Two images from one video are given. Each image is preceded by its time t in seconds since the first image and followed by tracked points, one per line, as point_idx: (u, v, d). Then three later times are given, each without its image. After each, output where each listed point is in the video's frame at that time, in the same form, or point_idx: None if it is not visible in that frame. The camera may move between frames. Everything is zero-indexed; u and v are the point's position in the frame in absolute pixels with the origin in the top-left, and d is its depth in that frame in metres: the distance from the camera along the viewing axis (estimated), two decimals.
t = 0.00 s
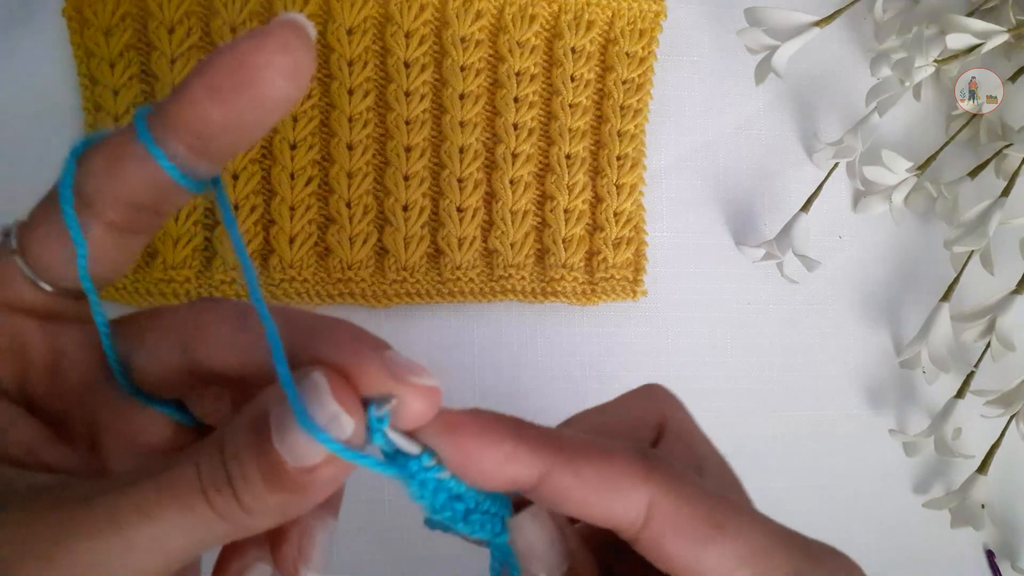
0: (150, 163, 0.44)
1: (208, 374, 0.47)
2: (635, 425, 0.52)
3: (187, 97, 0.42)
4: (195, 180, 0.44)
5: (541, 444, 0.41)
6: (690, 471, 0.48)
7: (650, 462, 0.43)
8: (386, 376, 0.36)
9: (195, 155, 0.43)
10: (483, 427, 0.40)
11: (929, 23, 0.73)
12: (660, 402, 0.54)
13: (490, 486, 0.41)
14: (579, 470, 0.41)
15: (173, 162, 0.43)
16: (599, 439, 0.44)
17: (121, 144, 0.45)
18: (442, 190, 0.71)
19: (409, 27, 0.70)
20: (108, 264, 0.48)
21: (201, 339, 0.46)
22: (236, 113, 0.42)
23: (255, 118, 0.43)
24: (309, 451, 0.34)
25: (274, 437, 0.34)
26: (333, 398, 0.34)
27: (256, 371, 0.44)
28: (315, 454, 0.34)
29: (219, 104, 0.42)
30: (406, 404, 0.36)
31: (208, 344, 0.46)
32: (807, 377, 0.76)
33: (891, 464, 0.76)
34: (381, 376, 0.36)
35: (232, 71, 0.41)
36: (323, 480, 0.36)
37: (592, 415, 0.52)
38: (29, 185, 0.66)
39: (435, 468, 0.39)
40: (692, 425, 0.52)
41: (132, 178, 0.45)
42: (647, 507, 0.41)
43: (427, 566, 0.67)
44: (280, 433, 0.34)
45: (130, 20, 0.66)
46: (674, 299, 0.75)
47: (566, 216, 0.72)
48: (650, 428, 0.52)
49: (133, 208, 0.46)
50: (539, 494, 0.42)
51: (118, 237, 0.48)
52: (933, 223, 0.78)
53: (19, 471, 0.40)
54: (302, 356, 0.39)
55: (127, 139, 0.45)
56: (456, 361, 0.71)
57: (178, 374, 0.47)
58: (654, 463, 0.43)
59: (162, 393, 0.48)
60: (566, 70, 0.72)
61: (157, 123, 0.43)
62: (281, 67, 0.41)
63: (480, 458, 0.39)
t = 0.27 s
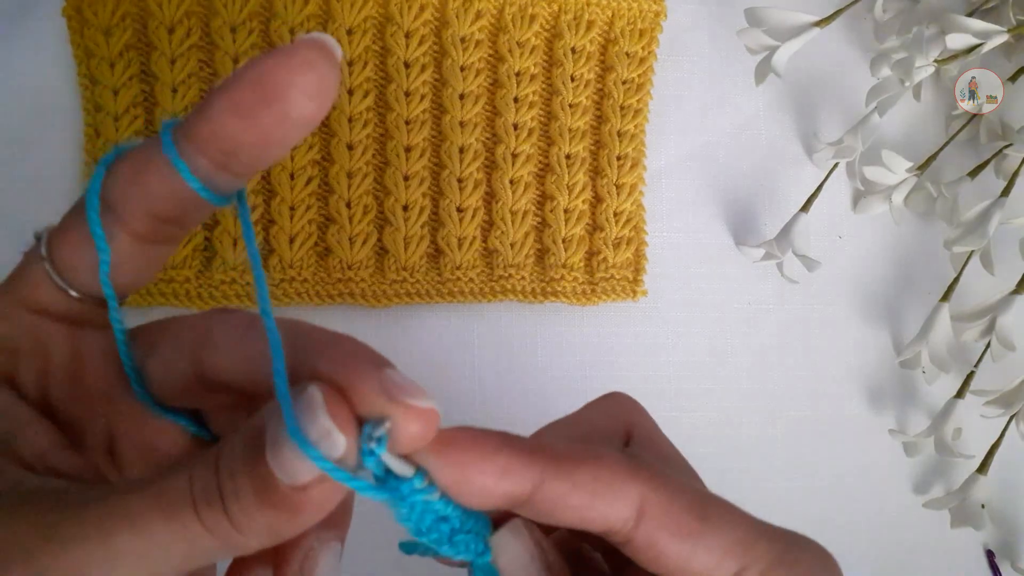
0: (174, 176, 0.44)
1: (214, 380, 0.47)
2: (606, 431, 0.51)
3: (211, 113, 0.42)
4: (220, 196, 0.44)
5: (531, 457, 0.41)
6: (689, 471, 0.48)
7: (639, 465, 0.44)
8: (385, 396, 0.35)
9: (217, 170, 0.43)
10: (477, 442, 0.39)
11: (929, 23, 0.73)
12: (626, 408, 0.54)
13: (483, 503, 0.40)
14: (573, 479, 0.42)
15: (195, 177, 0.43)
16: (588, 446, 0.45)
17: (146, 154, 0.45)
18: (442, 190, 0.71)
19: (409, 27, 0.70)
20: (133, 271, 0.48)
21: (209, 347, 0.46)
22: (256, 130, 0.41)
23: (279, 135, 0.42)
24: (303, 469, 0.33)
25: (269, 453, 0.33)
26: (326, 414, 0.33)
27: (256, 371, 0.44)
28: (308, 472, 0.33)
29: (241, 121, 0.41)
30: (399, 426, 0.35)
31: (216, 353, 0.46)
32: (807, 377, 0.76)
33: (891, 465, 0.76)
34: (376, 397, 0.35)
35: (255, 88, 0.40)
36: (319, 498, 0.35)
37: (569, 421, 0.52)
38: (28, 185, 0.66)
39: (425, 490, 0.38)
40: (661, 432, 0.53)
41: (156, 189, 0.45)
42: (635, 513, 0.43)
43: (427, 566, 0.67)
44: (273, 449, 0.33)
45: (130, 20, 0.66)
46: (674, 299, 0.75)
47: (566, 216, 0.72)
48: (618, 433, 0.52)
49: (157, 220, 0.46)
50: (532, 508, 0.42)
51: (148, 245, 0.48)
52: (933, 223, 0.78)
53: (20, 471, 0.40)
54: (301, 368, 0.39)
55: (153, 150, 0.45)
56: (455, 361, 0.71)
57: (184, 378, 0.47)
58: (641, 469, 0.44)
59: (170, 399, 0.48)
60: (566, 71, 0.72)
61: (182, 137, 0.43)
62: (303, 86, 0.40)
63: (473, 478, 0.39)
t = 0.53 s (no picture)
0: (175, 179, 0.45)
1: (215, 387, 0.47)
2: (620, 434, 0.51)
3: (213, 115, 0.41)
4: (222, 199, 0.44)
5: (538, 466, 0.41)
6: (689, 471, 0.48)
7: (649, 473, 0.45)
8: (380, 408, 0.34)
9: (221, 173, 0.43)
10: (482, 452, 0.39)
11: (929, 23, 0.73)
12: (642, 409, 0.54)
13: (490, 512, 0.40)
14: (580, 488, 0.42)
15: (199, 180, 0.43)
16: (592, 453, 0.45)
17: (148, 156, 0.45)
18: (442, 190, 0.71)
19: (409, 27, 0.70)
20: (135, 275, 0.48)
21: (210, 351, 0.46)
22: (258, 131, 0.41)
23: (282, 137, 0.41)
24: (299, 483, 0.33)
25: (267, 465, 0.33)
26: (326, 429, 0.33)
27: (254, 373, 0.44)
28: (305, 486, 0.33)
29: (244, 123, 0.41)
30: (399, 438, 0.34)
31: (218, 352, 0.46)
32: (807, 377, 0.76)
33: (891, 465, 0.76)
34: (373, 409, 0.34)
35: (259, 90, 0.40)
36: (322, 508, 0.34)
37: (572, 425, 0.52)
38: (28, 185, 0.66)
39: (430, 499, 0.38)
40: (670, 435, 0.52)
41: (159, 191, 0.45)
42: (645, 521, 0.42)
43: (427, 566, 0.67)
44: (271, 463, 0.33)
45: (130, 20, 0.66)
46: (674, 298, 0.75)
47: (566, 216, 0.72)
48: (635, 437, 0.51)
49: (158, 222, 0.47)
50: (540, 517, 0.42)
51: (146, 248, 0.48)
52: (933, 222, 0.78)
53: (20, 473, 0.40)
54: (304, 383, 0.38)
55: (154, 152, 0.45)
56: (455, 361, 0.71)
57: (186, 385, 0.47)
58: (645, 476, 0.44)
59: (173, 403, 0.48)
60: (566, 71, 0.72)
61: (187, 139, 0.43)
62: (304, 84, 0.39)
63: (479, 488, 0.38)
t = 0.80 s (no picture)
0: (262, 162, 0.48)
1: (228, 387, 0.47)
2: (697, 455, 0.46)
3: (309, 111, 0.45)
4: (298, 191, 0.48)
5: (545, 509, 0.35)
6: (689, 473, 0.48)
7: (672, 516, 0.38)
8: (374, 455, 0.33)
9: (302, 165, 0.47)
10: (476, 497, 0.33)
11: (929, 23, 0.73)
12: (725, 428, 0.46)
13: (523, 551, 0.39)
14: (587, 539, 0.36)
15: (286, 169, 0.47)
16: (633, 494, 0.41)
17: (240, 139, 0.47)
18: (442, 190, 0.71)
19: (409, 27, 0.70)
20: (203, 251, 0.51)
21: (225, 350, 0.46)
22: (347, 133, 0.46)
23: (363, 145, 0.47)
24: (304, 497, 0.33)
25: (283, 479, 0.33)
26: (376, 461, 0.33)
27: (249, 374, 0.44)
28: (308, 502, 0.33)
29: (335, 123, 0.45)
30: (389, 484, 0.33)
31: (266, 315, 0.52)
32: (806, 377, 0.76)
33: (891, 465, 0.76)
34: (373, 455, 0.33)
35: (355, 99, 0.45)
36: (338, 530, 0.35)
37: (627, 434, 0.46)
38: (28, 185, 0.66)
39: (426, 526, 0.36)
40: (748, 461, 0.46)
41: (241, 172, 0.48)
42: (668, 573, 0.37)
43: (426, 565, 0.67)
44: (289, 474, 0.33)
45: (130, 20, 0.66)
46: (673, 298, 0.75)
47: (566, 216, 0.72)
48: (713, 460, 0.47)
49: (239, 198, 0.49)
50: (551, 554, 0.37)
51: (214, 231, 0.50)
52: (933, 222, 0.78)
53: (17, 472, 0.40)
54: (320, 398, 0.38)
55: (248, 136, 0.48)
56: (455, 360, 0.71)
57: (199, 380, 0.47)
58: (676, 520, 0.38)
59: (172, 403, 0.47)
60: (566, 71, 0.72)
61: (283, 131, 0.46)
62: (387, 97, 0.45)
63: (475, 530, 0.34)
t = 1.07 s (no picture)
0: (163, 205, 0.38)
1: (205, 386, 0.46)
2: (633, 448, 0.50)
3: (226, 157, 0.36)
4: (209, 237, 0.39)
5: (513, 484, 0.40)
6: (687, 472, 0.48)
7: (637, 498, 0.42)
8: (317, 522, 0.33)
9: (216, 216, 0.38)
10: (456, 469, 0.39)
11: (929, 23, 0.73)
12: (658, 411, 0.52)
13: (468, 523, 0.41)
14: (558, 514, 0.40)
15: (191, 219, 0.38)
16: (580, 474, 0.42)
17: (139, 171, 0.39)
18: (442, 190, 0.71)
19: (409, 27, 0.70)
20: (100, 272, 0.44)
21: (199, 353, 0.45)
22: (273, 193, 0.36)
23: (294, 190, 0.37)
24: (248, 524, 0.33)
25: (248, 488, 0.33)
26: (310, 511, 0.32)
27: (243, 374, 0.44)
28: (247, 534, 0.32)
29: (256, 173, 0.36)
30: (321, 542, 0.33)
31: (161, 325, 0.46)
32: (806, 376, 0.76)
33: (891, 464, 0.76)
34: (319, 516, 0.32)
35: (284, 149, 0.35)
36: (332, 509, 0.33)
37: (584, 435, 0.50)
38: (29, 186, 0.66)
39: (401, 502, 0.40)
40: (682, 450, 0.50)
41: (139, 212, 0.39)
42: (631, 553, 0.41)
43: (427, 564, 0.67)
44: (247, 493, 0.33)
45: (130, 20, 0.66)
46: (673, 298, 0.75)
47: (566, 217, 0.72)
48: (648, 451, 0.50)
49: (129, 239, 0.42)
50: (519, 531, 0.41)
51: (111, 255, 0.43)
52: (933, 222, 0.78)
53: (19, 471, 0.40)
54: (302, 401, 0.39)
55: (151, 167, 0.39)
56: (455, 360, 0.71)
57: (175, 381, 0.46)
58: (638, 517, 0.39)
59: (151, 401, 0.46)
60: (566, 71, 0.72)
61: (190, 174, 0.37)
62: (334, 159, 0.35)
63: (452, 498, 0.39)
